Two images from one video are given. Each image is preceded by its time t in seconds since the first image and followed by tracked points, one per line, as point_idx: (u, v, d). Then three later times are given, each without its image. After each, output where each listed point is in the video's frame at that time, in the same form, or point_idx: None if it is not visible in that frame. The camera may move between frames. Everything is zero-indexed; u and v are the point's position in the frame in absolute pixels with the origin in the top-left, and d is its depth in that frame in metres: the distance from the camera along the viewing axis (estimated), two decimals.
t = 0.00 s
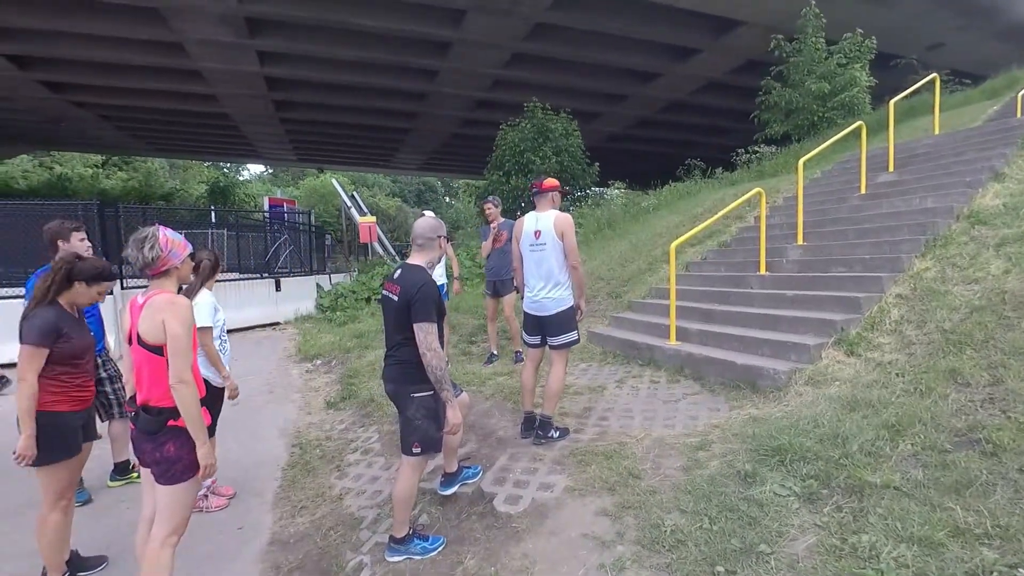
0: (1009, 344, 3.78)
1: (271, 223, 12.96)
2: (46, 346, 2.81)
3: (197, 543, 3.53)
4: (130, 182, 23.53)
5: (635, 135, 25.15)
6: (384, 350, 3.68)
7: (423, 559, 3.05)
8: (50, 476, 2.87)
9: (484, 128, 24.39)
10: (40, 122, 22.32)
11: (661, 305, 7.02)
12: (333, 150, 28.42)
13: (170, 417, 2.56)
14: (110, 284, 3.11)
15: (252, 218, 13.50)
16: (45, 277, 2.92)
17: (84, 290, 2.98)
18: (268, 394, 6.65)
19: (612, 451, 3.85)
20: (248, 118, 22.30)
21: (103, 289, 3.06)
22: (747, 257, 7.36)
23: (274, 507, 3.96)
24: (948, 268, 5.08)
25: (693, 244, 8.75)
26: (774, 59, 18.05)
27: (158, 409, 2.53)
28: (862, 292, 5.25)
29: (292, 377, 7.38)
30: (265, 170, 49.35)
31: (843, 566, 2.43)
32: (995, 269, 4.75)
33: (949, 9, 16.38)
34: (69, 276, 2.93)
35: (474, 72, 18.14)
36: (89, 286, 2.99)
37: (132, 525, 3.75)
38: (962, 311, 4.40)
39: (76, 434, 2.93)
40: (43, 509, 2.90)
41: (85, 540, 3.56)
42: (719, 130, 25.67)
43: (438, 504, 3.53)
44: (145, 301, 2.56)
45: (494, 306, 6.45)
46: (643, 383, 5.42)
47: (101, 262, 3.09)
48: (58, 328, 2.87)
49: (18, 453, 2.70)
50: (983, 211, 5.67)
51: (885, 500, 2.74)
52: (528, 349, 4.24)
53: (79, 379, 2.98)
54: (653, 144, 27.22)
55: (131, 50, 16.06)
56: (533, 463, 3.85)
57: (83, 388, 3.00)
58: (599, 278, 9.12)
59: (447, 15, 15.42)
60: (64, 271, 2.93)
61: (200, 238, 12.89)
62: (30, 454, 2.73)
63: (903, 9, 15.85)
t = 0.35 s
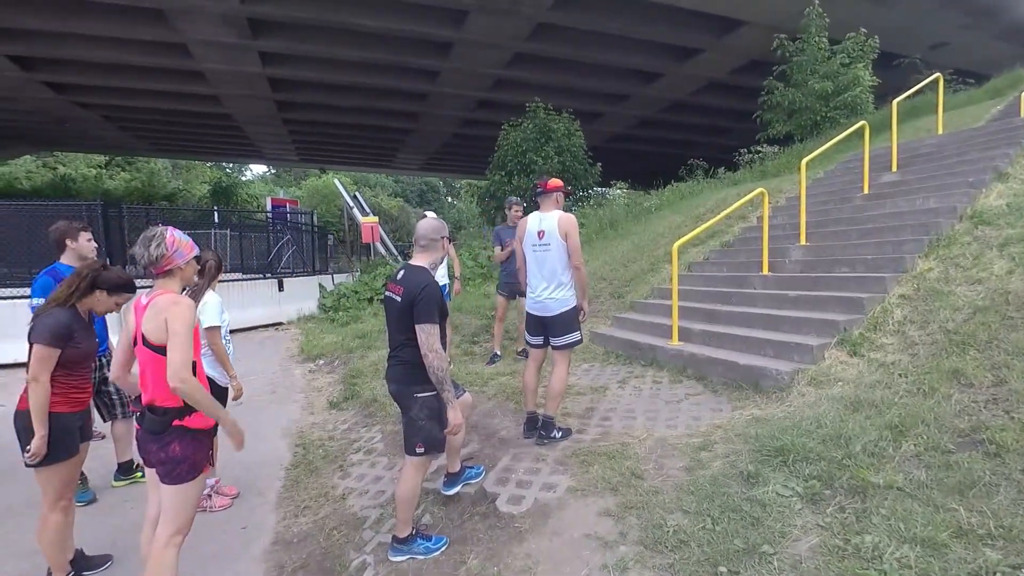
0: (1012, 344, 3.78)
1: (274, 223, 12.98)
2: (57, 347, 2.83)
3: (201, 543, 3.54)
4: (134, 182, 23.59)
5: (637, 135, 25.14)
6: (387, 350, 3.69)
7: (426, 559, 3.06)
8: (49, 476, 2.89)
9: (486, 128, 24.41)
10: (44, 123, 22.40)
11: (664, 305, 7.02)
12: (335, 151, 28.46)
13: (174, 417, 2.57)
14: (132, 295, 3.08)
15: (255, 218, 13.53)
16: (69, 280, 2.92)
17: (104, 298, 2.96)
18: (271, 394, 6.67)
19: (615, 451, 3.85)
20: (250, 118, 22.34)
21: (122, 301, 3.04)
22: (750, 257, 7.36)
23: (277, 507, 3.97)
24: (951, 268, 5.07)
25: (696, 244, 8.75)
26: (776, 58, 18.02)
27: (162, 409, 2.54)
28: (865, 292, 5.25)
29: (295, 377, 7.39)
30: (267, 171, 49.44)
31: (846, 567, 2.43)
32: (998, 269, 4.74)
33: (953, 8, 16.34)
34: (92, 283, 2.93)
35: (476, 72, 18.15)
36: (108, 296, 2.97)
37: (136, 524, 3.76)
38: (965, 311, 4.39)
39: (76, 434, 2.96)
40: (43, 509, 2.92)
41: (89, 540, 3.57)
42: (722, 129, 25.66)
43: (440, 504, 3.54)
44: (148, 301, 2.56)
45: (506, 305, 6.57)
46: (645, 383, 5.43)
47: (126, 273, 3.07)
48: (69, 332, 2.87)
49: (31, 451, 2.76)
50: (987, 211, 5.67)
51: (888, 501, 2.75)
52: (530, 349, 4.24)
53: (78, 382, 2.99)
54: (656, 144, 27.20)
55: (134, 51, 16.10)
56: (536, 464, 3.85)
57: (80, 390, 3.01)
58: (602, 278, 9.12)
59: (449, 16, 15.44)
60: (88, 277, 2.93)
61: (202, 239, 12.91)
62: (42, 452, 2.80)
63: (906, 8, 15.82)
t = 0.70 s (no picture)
0: (1013, 345, 3.78)
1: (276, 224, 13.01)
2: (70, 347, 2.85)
3: (204, 542, 3.56)
4: (137, 183, 23.65)
5: (638, 135, 25.14)
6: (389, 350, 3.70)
7: (427, 559, 3.07)
8: (49, 475, 2.91)
9: (488, 128, 24.43)
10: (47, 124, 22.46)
11: (665, 305, 7.02)
12: (337, 151, 28.49)
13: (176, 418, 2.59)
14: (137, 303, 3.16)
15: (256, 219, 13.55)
16: (82, 283, 2.96)
17: (112, 306, 3.02)
18: (273, 394, 6.69)
19: (615, 451, 3.86)
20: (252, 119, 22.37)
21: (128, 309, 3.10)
22: (751, 258, 7.36)
23: (280, 507, 3.99)
24: (953, 268, 5.07)
25: (697, 244, 8.75)
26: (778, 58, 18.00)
27: (164, 410, 2.56)
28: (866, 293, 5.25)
29: (297, 378, 7.41)
30: (269, 171, 49.51)
31: (846, 567, 2.43)
32: (1000, 270, 4.73)
33: (956, 7, 16.31)
34: (103, 289, 2.98)
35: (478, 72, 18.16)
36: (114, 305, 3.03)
37: (140, 523, 3.77)
38: (966, 312, 4.39)
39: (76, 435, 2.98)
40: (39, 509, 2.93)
41: (93, 539, 3.59)
42: (723, 129, 25.64)
43: (442, 504, 3.55)
44: (145, 301, 2.57)
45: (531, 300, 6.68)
46: (647, 383, 5.43)
47: (136, 282, 3.14)
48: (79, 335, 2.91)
49: (97, 436, 2.88)
50: (988, 212, 5.66)
51: (888, 501, 2.75)
52: (531, 349, 4.25)
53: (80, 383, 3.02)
54: (658, 144, 27.21)
55: (136, 52, 16.12)
56: (537, 464, 3.86)
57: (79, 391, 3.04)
58: (603, 278, 9.13)
59: (451, 16, 15.45)
60: (102, 283, 2.98)
61: (204, 239, 12.94)
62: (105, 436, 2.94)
63: (908, 7, 15.81)
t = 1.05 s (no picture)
0: (1011, 345, 3.78)
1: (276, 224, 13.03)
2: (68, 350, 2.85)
3: (202, 543, 3.56)
4: (138, 183, 23.66)
5: (638, 134, 25.15)
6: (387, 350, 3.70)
7: (424, 559, 3.06)
8: (48, 477, 2.91)
9: (488, 128, 24.43)
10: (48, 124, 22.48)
11: (664, 305, 7.02)
12: (337, 151, 28.51)
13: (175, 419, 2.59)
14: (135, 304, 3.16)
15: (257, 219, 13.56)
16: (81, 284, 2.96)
17: (110, 306, 3.02)
18: (273, 394, 6.70)
19: (613, 452, 3.86)
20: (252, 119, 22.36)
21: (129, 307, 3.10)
22: (750, 258, 7.35)
23: (278, 507, 3.98)
24: (951, 268, 5.06)
25: (697, 244, 8.75)
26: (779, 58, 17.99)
27: (163, 410, 2.56)
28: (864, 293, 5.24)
29: (296, 377, 7.42)
30: (270, 171, 49.55)
31: (842, 567, 2.43)
32: (999, 270, 4.73)
33: (956, 7, 16.29)
34: (102, 290, 2.98)
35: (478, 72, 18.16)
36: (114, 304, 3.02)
37: (138, 523, 3.78)
38: (964, 312, 4.39)
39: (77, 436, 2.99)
40: (38, 510, 2.93)
41: (92, 539, 3.59)
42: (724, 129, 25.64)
43: (439, 505, 3.55)
44: (143, 303, 2.58)
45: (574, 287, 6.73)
46: (645, 383, 5.43)
47: (135, 283, 3.13)
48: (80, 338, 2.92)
49: (67, 448, 2.84)
50: (987, 212, 5.65)
51: (884, 501, 2.75)
52: (530, 350, 4.25)
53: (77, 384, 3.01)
54: (658, 144, 27.22)
55: (136, 52, 16.12)
56: (535, 464, 3.86)
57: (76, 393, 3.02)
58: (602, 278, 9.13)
59: (451, 17, 15.44)
60: (100, 284, 2.98)
61: (204, 240, 12.95)
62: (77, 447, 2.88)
63: (909, 7, 15.79)
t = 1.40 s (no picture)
0: (1008, 344, 3.76)
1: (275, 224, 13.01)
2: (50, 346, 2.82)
3: (196, 543, 3.54)
4: (137, 183, 23.63)
5: (638, 134, 25.13)
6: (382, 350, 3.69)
7: (418, 559, 3.05)
8: (47, 476, 2.89)
9: (487, 128, 24.41)
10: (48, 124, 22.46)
11: (662, 305, 7.00)
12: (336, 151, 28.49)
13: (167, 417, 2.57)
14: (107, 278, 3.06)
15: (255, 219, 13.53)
16: (41, 278, 2.89)
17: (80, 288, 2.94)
18: (270, 393, 6.68)
19: (608, 452, 3.84)
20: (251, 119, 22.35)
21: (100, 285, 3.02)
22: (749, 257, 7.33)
23: (272, 508, 3.96)
24: (949, 267, 5.04)
25: (695, 243, 8.73)
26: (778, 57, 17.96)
27: (155, 409, 2.54)
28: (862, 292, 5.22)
29: (293, 377, 7.40)
30: (269, 171, 49.54)
31: (837, 568, 2.41)
32: (997, 269, 4.71)
33: (956, 6, 16.26)
34: (64, 275, 2.90)
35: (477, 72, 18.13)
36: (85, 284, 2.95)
37: (132, 523, 3.76)
38: (962, 311, 4.37)
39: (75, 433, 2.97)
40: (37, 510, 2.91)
41: (86, 538, 3.57)
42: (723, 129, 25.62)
43: (434, 504, 3.53)
44: (136, 302, 2.56)
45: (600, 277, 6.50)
46: (642, 383, 5.41)
47: (96, 260, 3.02)
48: (60, 331, 2.88)
49: (55, 449, 2.78)
50: (986, 211, 5.63)
51: (880, 502, 2.73)
52: (526, 349, 4.23)
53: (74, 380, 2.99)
54: (657, 144, 27.21)
55: (135, 52, 16.08)
56: (530, 464, 3.84)
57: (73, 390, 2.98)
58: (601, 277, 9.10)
59: (450, 16, 15.41)
60: (57, 272, 2.89)
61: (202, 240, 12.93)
62: (66, 448, 2.83)
63: (908, 6, 15.76)
